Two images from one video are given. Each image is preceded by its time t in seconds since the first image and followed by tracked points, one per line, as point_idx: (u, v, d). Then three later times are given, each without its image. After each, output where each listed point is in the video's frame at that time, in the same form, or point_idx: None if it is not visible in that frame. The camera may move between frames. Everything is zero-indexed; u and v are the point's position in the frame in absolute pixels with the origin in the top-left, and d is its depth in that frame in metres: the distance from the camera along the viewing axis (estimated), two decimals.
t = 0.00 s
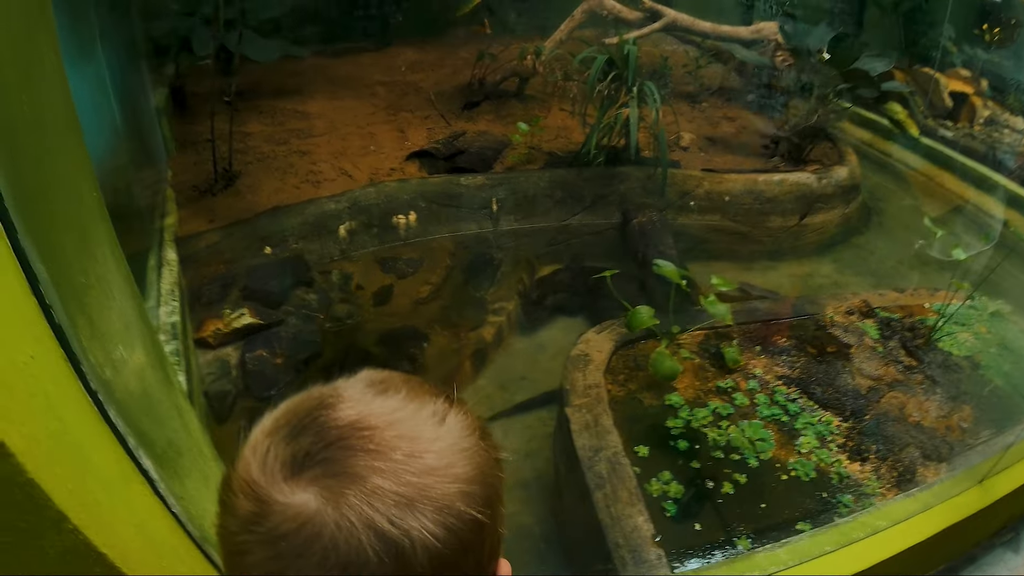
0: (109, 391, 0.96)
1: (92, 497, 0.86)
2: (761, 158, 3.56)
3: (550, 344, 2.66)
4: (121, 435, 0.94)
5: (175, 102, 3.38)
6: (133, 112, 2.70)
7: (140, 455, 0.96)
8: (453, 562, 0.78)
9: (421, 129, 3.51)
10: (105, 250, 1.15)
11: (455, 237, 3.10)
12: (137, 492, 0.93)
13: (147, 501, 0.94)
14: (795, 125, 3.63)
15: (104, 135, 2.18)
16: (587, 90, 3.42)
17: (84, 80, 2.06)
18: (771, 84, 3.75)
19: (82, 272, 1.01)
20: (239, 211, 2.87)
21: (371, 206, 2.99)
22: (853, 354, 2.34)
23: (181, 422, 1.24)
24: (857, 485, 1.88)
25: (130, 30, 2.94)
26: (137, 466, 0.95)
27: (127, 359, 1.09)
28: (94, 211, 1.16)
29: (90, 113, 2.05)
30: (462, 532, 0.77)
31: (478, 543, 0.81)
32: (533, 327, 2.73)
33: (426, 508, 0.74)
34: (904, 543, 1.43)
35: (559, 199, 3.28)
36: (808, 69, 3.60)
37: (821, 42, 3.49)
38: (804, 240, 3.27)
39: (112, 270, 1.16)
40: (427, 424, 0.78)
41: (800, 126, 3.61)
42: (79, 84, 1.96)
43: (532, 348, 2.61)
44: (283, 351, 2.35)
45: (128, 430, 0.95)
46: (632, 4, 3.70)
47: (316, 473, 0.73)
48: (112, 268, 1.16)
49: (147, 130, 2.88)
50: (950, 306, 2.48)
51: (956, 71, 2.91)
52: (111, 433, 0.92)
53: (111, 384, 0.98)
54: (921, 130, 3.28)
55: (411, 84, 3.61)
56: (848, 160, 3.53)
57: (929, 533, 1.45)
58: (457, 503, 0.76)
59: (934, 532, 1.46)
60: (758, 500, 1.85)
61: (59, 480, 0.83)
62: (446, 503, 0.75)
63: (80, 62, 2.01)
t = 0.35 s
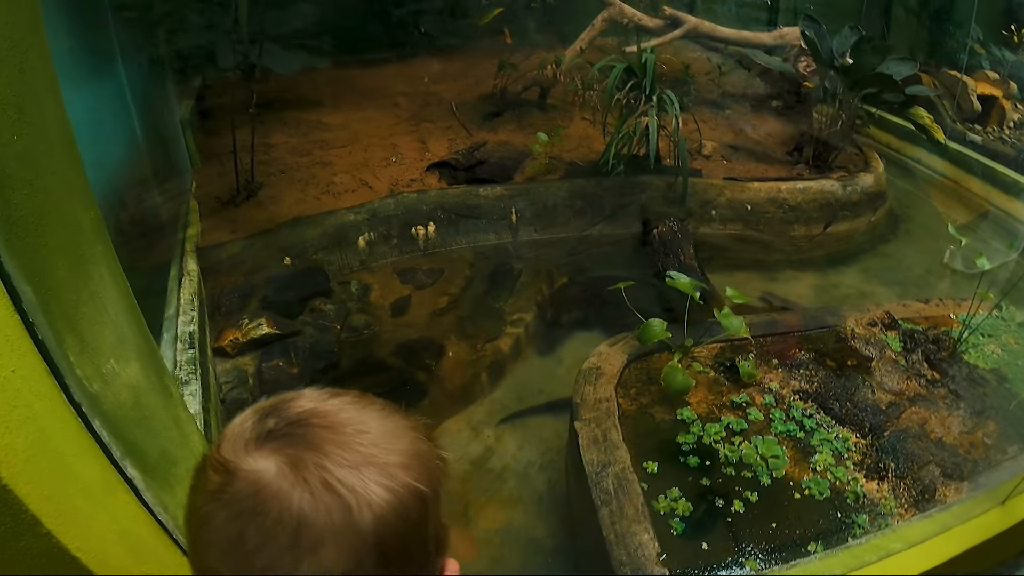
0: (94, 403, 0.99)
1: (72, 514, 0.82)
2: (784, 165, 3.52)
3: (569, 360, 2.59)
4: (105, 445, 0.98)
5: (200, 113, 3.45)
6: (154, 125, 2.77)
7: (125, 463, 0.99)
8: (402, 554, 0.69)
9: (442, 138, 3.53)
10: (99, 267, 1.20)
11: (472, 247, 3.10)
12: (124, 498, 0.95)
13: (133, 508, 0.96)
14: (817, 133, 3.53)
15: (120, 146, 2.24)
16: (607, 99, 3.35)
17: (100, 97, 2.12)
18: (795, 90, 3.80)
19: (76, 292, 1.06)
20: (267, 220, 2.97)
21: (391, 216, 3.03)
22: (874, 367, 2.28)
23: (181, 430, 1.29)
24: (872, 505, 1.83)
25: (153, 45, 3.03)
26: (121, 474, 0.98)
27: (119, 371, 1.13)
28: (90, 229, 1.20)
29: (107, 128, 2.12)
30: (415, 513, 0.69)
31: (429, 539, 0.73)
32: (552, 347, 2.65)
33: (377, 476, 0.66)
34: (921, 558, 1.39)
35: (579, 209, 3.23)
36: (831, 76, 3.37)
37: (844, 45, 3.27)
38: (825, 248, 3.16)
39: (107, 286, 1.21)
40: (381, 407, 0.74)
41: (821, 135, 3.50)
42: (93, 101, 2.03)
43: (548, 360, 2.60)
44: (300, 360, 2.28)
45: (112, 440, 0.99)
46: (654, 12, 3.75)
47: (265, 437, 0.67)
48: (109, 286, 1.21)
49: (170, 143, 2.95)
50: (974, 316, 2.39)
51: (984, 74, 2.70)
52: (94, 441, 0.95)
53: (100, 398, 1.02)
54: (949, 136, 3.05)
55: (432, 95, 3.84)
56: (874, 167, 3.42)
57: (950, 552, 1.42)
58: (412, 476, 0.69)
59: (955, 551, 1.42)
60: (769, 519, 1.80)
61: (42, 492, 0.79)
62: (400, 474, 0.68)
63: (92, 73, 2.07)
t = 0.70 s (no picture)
0: (43, 348, 1.02)
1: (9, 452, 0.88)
2: (786, 168, 3.48)
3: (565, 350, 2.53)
4: (48, 391, 1.00)
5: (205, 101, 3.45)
6: (157, 109, 2.78)
7: (68, 413, 1.02)
8: (297, 469, 0.64)
9: (444, 133, 3.55)
10: (67, 224, 1.21)
11: (468, 239, 3.12)
12: (62, 446, 0.98)
13: (72, 456, 0.99)
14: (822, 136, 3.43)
15: (118, 124, 2.23)
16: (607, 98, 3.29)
17: (101, 76, 2.14)
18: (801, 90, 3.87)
19: (36, 243, 1.09)
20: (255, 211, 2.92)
21: (387, 207, 2.99)
22: (868, 371, 2.23)
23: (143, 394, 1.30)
24: (859, 510, 1.78)
25: (159, 32, 3.04)
26: (64, 424, 1.01)
27: (75, 324, 1.15)
28: (63, 187, 1.21)
29: (106, 106, 2.13)
30: (316, 425, 0.65)
31: (329, 470, 0.67)
32: (543, 340, 2.59)
33: (281, 375, 0.64)
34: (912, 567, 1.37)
35: (577, 205, 3.21)
36: (837, 81, 3.30)
37: (851, 49, 3.30)
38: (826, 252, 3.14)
39: (73, 243, 1.22)
40: (300, 338, 0.73)
41: (824, 138, 3.42)
42: (93, 78, 2.04)
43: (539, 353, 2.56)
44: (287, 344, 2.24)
45: (57, 388, 1.01)
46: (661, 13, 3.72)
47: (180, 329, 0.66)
48: (79, 245, 1.24)
49: (172, 129, 2.95)
50: (974, 322, 2.35)
51: (993, 86, 2.71)
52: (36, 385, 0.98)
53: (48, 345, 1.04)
54: (954, 143, 3.09)
55: (438, 89, 3.89)
56: (880, 174, 3.38)
57: (947, 561, 1.39)
58: (319, 388, 0.66)
59: (952, 561, 1.39)
60: (749, 520, 1.75)
61: None
62: (307, 383, 0.65)
63: (92, 55, 2.07)
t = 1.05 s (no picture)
0: (20, 331, 1.08)
1: None
2: (786, 164, 3.53)
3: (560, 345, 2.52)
4: (25, 373, 1.08)
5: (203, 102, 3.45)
6: (154, 109, 2.78)
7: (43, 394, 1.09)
8: (245, 423, 0.65)
9: (442, 131, 3.54)
10: (48, 211, 1.19)
11: (465, 238, 3.10)
12: (37, 427, 1.05)
13: (44, 437, 1.06)
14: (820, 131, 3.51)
15: (113, 122, 2.22)
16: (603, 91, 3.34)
17: (96, 74, 2.13)
18: (799, 88, 3.85)
19: (19, 229, 1.11)
20: (251, 210, 2.90)
21: (384, 205, 2.98)
22: (866, 364, 2.21)
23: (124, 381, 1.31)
24: (857, 505, 1.75)
25: (157, 33, 3.03)
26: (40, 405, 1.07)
27: (54, 309, 1.17)
28: (45, 172, 1.18)
29: (100, 104, 2.12)
30: (266, 381, 0.67)
31: (281, 430, 0.69)
32: (540, 333, 2.59)
33: (234, 332, 0.67)
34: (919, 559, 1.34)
35: (574, 202, 3.20)
36: (834, 75, 3.32)
37: (849, 43, 3.27)
38: (825, 248, 3.14)
39: (54, 229, 1.20)
40: (264, 307, 0.76)
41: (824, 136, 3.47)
42: (86, 76, 2.03)
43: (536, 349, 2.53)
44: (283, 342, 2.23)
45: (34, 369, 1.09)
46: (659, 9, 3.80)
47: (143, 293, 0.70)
48: (68, 233, 1.24)
49: (170, 129, 2.95)
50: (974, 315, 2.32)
51: (995, 81, 2.63)
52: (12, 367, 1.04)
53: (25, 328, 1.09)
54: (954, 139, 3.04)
55: (436, 89, 3.90)
56: (878, 169, 3.41)
57: (955, 551, 1.36)
58: (271, 347, 0.68)
59: (960, 551, 1.37)
60: (743, 515, 1.72)
61: None
62: (257, 339, 0.68)
63: (86, 54, 2.06)
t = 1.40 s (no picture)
0: (11, 320, 1.10)
1: None
2: (790, 164, 3.52)
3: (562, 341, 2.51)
4: (16, 362, 1.09)
5: (207, 100, 3.43)
6: (157, 107, 2.78)
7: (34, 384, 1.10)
8: (226, 410, 0.65)
9: (445, 130, 3.54)
10: (45, 201, 1.21)
11: (467, 236, 3.09)
12: (27, 416, 1.06)
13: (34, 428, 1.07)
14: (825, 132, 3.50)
15: (115, 118, 2.22)
16: (607, 91, 3.34)
17: (98, 72, 2.13)
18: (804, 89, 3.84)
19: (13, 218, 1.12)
20: (256, 206, 2.89)
21: (386, 203, 2.97)
22: (870, 365, 2.20)
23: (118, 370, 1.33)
24: (860, 507, 1.73)
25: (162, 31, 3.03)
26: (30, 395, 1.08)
27: (47, 298, 1.19)
28: (42, 162, 1.20)
29: (102, 102, 2.12)
30: (249, 366, 0.66)
31: (265, 417, 0.68)
32: (541, 329, 2.57)
33: (216, 316, 0.66)
34: (931, 560, 1.31)
35: (577, 201, 3.19)
36: (838, 76, 3.31)
37: (854, 44, 3.27)
38: (830, 249, 3.13)
39: (50, 219, 1.23)
40: (252, 293, 0.76)
41: (828, 136, 3.47)
42: (88, 73, 2.03)
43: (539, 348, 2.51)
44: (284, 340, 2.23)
45: (25, 358, 1.10)
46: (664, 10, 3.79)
47: (129, 280, 0.70)
48: (60, 221, 1.26)
49: (173, 127, 2.95)
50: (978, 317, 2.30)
51: (999, 83, 2.60)
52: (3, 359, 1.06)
53: (17, 317, 1.11)
54: (960, 139, 3.03)
55: (440, 88, 3.90)
56: (883, 170, 3.41)
57: (976, 548, 1.34)
58: (255, 332, 0.68)
59: (981, 548, 1.34)
60: (744, 516, 1.70)
61: None
62: (239, 323, 0.67)
63: (89, 49, 2.06)
